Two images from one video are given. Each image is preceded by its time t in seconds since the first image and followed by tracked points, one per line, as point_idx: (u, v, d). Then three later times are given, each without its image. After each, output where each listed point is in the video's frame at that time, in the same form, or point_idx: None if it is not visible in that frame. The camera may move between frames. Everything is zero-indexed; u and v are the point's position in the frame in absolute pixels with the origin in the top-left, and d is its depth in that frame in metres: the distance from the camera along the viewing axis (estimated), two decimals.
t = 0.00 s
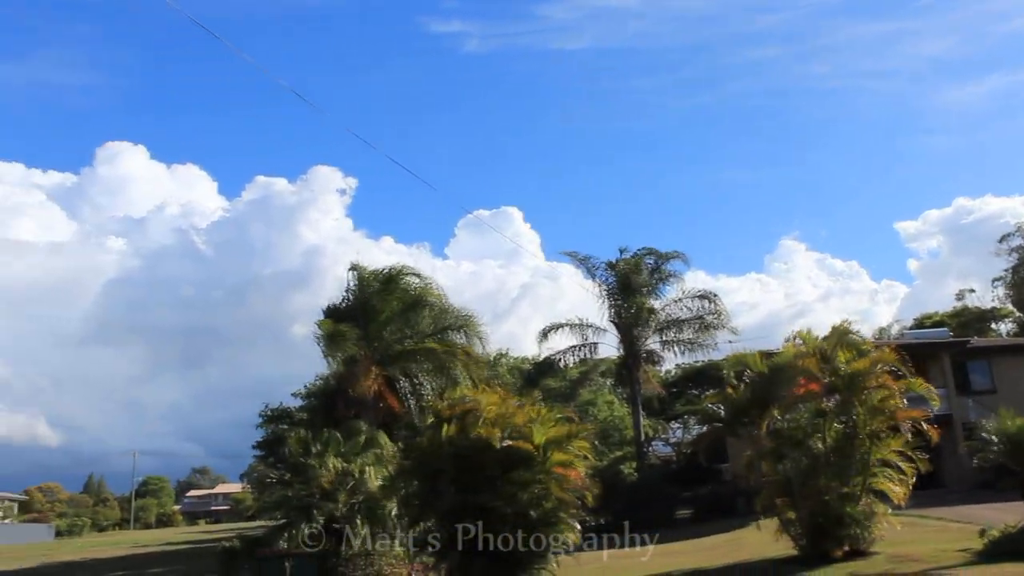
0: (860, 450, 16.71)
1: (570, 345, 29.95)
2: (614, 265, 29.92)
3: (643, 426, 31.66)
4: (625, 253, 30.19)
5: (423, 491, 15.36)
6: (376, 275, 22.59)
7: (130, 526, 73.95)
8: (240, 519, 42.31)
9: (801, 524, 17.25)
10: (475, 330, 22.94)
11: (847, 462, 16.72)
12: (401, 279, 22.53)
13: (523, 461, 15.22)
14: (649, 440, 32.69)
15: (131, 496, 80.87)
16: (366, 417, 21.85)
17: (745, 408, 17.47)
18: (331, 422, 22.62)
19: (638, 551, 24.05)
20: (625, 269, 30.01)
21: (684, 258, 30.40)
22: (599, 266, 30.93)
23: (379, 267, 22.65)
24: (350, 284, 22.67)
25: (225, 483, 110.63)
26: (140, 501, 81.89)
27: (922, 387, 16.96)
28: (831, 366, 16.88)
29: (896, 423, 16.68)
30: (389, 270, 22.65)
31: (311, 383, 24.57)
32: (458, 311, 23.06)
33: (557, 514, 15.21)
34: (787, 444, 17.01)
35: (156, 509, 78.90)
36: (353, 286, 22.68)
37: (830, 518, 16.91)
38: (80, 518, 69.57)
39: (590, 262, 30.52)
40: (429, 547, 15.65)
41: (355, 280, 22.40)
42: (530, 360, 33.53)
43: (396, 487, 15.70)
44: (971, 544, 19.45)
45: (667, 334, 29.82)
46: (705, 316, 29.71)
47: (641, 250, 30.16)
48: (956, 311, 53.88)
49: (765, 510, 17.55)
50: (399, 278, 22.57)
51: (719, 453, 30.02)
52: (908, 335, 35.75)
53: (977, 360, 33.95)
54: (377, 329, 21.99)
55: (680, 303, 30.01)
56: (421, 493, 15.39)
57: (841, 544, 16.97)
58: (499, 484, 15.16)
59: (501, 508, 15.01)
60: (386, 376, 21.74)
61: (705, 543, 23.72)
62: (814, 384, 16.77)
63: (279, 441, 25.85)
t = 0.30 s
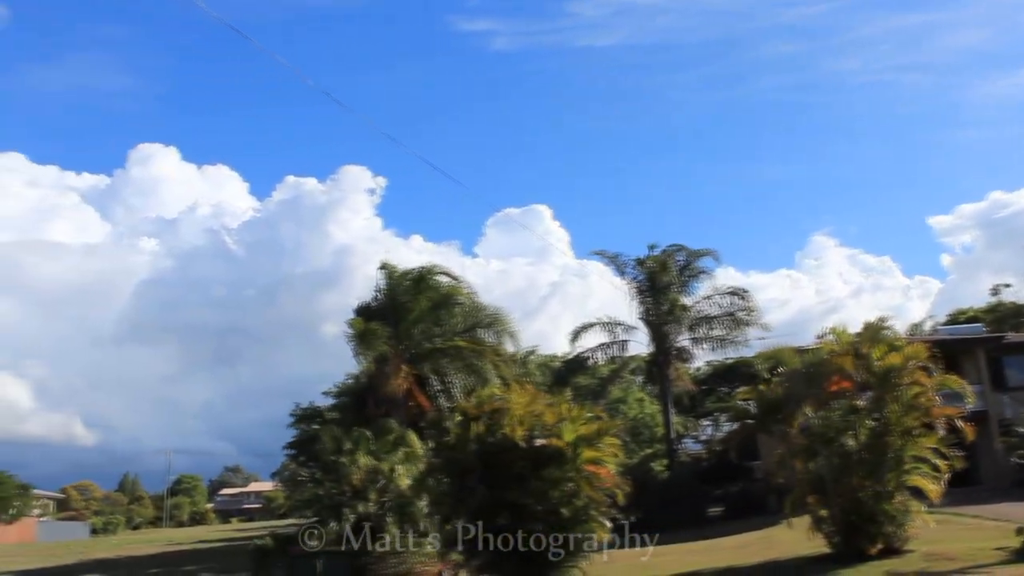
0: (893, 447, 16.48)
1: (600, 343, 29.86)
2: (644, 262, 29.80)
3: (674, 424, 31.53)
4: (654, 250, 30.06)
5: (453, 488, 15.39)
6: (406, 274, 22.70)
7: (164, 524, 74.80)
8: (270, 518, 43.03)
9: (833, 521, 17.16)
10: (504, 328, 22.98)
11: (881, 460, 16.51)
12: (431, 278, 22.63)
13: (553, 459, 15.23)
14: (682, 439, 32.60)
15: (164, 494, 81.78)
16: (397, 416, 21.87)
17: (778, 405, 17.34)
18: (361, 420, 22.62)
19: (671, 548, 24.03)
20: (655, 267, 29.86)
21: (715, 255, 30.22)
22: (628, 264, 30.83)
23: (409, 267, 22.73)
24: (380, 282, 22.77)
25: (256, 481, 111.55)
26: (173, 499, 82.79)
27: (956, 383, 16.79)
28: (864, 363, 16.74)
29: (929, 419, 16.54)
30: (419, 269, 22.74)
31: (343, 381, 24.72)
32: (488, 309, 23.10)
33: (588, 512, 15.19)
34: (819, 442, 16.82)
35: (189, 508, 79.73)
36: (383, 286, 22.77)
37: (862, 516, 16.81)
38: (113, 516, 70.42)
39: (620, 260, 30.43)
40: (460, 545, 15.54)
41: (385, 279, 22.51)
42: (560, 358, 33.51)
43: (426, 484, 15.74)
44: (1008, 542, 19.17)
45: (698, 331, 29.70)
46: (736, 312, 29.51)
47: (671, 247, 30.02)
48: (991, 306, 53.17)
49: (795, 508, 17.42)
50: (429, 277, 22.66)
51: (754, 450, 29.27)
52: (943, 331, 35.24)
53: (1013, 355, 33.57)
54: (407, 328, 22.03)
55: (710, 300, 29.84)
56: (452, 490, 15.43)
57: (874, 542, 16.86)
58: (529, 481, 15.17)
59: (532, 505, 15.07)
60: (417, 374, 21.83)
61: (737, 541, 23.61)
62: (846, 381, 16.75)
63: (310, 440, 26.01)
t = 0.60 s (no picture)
0: (927, 443, 16.28)
1: (631, 339, 29.78)
2: (674, 258, 29.67)
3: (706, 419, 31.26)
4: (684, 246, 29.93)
5: (485, 484, 15.45)
6: (437, 273, 22.73)
7: (199, 522, 75.59)
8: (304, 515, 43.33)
9: (868, 517, 17.00)
10: (534, 325, 23.09)
11: (916, 456, 16.29)
12: (461, 276, 22.66)
13: (585, 455, 15.20)
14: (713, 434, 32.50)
15: (199, 492, 82.65)
16: (429, 413, 21.95)
17: (813, 401, 17.17)
18: (393, 418, 22.44)
19: (705, 546, 23.92)
20: (685, 262, 29.71)
21: (745, 250, 30.05)
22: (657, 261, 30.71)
23: (438, 265, 22.77)
24: (410, 281, 22.85)
25: (290, 479, 112.40)
26: (208, 497, 83.61)
27: (993, 377, 16.59)
28: (899, 357, 16.57)
29: (964, 413, 16.31)
30: (449, 267, 22.78)
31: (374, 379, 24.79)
32: (518, 307, 23.14)
33: (621, 508, 15.19)
34: (853, 437, 16.60)
35: (224, 506, 80.49)
36: (414, 284, 22.85)
37: (899, 513, 16.62)
38: (150, 514, 71.28)
39: (648, 256, 30.32)
40: (495, 543, 15.61)
41: (415, 277, 22.56)
42: (590, 354, 33.52)
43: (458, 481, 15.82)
44: None
45: (729, 327, 29.54)
46: (768, 307, 29.33)
47: (701, 243, 29.89)
48: None
49: (829, 503, 17.30)
50: (460, 275, 22.70)
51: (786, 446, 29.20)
52: (978, 324, 34.84)
53: None
54: (438, 325, 22.09)
55: (742, 295, 29.67)
56: (484, 487, 15.49)
57: (911, 538, 16.65)
58: (562, 477, 15.16)
59: (566, 500, 15.06)
60: (449, 371, 21.87)
61: (771, 537, 23.47)
62: (881, 375, 16.54)
63: (342, 438, 26.14)
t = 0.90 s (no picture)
0: (967, 435, 16.06)
1: (664, 334, 29.69)
2: (706, 252, 29.53)
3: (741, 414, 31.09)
4: (715, 240, 29.74)
5: (520, 480, 15.55)
6: (469, 270, 22.74)
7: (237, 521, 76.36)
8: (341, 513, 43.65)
9: (907, 511, 16.84)
10: (567, 322, 23.13)
11: (956, 447, 16.10)
12: (493, 273, 22.66)
13: (619, 450, 15.18)
14: (749, 429, 31.51)
15: (237, 491, 83.49)
16: (463, 412, 21.92)
17: (849, 393, 17.01)
18: (427, 417, 22.13)
19: (743, 540, 23.83)
20: (718, 257, 29.56)
21: (778, 242, 29.81)
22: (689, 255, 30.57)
23: (470, 262, 22.78)
24: (443, 279, 22.91)
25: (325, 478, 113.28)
26: (245, 496, 84.45)
27: None
28: (936, 349, 16.39)
29: (1003, 406, 16.06)
30: (481, 265, 22.78)
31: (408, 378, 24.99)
32: (550, 303, 23.14)
33: (656, 504, 15.14)
34: (891, 430, 16.42)
35: (261, 505, 81.26)
36: (446, 282, 22.89)
37: (939, 506, 16.43)
38: (189, 514, 72.14)
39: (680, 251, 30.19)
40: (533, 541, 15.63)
41: (447, 275, 22.62)
42: (623, 350, 33.47)
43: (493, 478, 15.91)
44: None
45: (763, 320, 29.34)
46: (802, 299, 29.07)
47: (733, 236, 29.70)
48: None
49: (867, 497, 17.11)
50: (492, 272, 22.73)
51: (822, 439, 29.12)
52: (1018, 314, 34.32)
53: None
54: (470, 323, 22.14)
55: (775, 288, 29.46)
56: (520, 483, 15.57)
57: (951, 532, 16.46)
58: (597, 472, 15.19)
59: (602, 496, 15.06)
60: (482, 369, 21.92)
61: (810, 531, 23.30)
62: (919, 366, 16.47)
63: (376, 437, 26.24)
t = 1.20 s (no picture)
0: (1008, 426, 15.74)
1: (699, 329, 29.51)
2: (739, 246, 29.32)
3: (778, 408, 30.95)
4: (748, 233, 29.55)
5: (557, 479, 15.58)
6: (501, 268, 22.83)
7: (276, 521, 77.08)
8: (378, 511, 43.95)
9: (948, 505, 16.67)
10: (600, 318, 23.12)
11: (998, 438, 15.71)
12: (525, 270, 22.70)
13: (655, 446, 15.15)
14: (785, 424, 31.87)
15: (275, 491, 84.31)
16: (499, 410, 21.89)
17: (888, 386, 17.04)
18: (462, 416, 22.21)
19: (781, 535, 23.75)
20: (751, 251, 29.33)
21: (812, 234, 29.57)
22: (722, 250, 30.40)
23: (502, 260, 22.87)
24: (476, 277, 23.02)
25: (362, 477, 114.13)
26: (284, 496, 85.27)
27: None
28: (975, 340, 16.18)
29: None
30: (513, 262, 22.86)
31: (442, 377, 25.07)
32: (582, 300, 23.18)
33: (693, 500, 15.08)
34: (930, 423, 16.07)
35: (299, 505, 81.98)
36: (479, 280, 23.00)
37: (980, 500, 16.26)
38: (228, 514, 72.97)
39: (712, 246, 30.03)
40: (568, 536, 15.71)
41: (480, 273, 22.73)
42: (658, 345, 33.38)
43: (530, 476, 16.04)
44: None
45: (798, 313, 29.14)
46: (837, 291, 28.83)
47: (765, 230, 29.50)
48: None
49: (907, 491, 16.94)
50: (524, 270, 22.80)
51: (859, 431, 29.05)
52: None
53: None
54: (503, 321, 22.20)
55: (810, 280, 29.22)
56: (557, 481, 15.63)
57: (993, 525, 16.30)
58: (632, 469, 15.13)
59: (637, 494, 15.05)
60: (516, 366, 21.92)
61: (850, 526, 23.12)
62: (958, 358, 16.24)
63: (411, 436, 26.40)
